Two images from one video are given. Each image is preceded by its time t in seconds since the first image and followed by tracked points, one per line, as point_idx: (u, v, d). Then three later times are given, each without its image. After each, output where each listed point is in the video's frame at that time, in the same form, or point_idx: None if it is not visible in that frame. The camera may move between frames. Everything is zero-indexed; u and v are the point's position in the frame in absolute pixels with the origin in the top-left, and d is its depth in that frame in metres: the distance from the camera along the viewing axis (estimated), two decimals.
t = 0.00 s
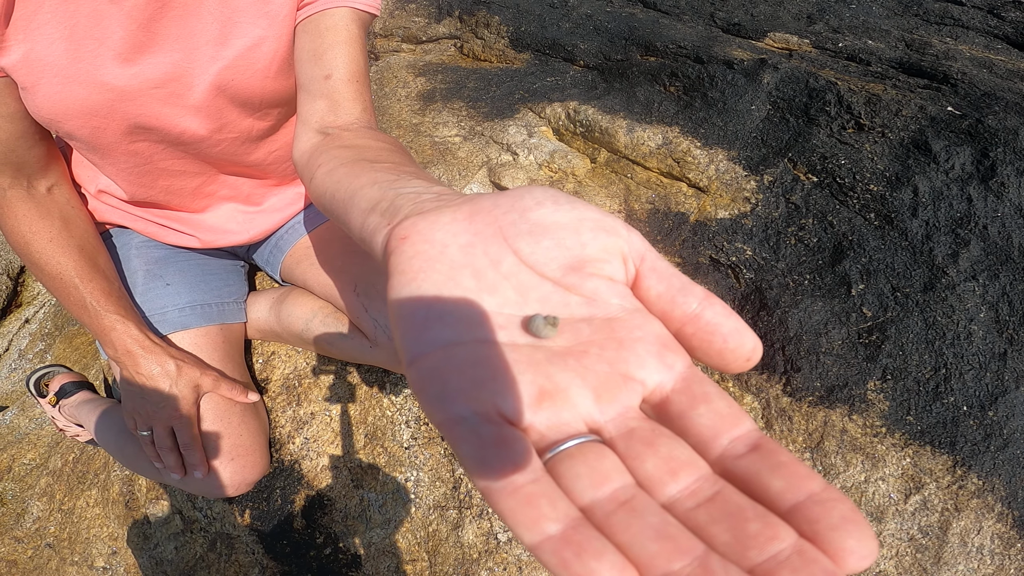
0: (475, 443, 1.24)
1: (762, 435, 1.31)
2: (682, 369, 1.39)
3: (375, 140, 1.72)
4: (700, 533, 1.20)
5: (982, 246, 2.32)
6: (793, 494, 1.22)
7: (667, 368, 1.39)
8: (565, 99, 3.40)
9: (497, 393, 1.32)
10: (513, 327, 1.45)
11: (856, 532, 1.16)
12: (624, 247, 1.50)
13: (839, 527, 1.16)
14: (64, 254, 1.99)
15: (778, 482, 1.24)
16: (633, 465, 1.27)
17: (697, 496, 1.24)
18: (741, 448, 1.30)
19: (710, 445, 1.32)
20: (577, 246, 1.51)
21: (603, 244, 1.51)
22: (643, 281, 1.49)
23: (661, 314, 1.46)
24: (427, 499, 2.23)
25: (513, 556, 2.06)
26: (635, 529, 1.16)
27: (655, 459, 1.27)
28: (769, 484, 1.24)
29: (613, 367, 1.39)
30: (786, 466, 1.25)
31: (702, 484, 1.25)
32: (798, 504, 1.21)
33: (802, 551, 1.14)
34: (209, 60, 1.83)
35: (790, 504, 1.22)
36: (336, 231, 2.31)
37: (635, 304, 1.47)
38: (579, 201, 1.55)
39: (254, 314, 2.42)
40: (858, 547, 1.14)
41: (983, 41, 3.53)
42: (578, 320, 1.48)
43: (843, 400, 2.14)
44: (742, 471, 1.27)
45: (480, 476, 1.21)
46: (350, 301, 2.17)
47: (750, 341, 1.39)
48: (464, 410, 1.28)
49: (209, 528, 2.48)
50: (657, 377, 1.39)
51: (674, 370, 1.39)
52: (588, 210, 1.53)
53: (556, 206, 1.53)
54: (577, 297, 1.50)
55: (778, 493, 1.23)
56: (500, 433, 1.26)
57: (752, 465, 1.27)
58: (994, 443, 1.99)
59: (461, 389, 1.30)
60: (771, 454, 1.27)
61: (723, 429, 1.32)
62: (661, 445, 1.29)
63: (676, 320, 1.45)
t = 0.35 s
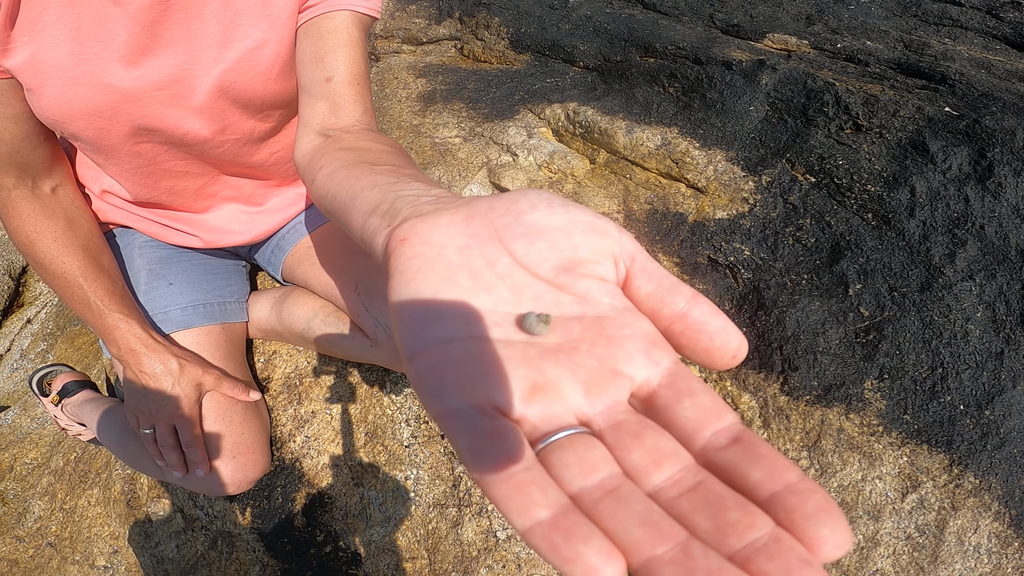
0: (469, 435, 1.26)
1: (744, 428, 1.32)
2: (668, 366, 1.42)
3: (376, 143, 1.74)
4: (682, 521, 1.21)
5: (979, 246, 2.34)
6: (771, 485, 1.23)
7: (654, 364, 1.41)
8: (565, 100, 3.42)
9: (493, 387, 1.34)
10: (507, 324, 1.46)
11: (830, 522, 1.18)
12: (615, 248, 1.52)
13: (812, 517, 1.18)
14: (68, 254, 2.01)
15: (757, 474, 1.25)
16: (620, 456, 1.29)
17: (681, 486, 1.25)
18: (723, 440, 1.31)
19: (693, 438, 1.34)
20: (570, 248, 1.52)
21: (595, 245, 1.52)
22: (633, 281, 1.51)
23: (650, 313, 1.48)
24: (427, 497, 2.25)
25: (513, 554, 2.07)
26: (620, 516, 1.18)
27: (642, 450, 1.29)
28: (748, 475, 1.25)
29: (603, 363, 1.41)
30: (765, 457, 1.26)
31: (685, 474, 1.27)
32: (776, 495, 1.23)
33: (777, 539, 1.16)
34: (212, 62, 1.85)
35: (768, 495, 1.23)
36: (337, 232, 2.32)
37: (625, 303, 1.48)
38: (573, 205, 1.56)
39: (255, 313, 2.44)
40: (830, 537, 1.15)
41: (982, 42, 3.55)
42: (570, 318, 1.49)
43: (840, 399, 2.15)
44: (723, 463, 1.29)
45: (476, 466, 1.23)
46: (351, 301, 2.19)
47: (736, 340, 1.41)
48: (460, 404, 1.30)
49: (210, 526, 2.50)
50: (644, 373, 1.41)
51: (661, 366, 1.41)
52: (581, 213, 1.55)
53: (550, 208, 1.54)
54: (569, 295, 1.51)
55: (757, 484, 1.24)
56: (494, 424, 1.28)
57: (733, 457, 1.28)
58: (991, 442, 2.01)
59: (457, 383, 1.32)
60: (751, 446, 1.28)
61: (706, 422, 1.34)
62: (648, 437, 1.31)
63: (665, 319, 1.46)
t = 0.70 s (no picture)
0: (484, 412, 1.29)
1: (741, 408, 1.36)
2: (669, 349, 1.44)
3: (384, 142, 1.76)
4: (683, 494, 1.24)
5: (976, 245, 2.37)
6: (768, 460, 1.27)
7: (655, 347, 1.44)
8: (566, 102, 3.45)
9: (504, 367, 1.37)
10: (516, 311, 1.49)
11: (822, 496, 1.22)
12: (616, 240, 1.55)
13: (806, 490, 1.21)
14: (80, 252, 2.04)
15: (753, 449, 1.28)
16: (625, 433, 1.32)
17: (682, 461, 1.28)
18: (721, 419, 1.35)
19: (693, 417, 1.37)
20: (575, 240, 1.55)
21: (598, 238, 1.55)
22: (635, 271, 1.54)
23: (650, 302, 1.51)
24: (431, 493, 2.29)
25: (516, 549, 2.15)
26: (625, 488, 1.20)
27: (645, 428, 1.32)
28: (745, 451, 1.29)
29: (607, 346, 1.44)
30: (761, 434, 1.29)
31: (686, 450, 1.29)
32: (771, 469, 1.26)
33: (774, 511, 1.19)
34: (223, 63, 1.88)
35: (764, 470, 1.26)
36: (343, 231, 2.35)
37: (627, 291, 1.51)
38: (577, 200, 1.58)
39: (261, 312, 2.46)
40: (823, 510, 1.19)
41: (980, 43, 3.58)
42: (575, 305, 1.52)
43: (838, 396, 2.18)
44: (721, 440, 1.32)
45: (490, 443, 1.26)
46: (357, 298, 2.22)
47: (732, 327, 1.44)
48: (473, 384, 1.33)
49: (216, 523, 2.52)
50: (646, 356, 1.44)
51: (662, 349, 1.44)
52: (585, 207, 1.57)
53: (555, 203, 1.57)
54: (574, 285, 1.54)
55: (753, 459, 1.27)
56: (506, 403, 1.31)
57: (730, 435, 1.31)
58: (989, 438, 2.03)
59: (470, 364, 1.35)
60: (747, 423, 1.32)
61: (704, 402, 1.37)
62: (650, 414, 1.34)
63: (665, 306, 1.49)
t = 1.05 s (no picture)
0: (492, 399, 1.32)
1: (736, 397, 1.37)
2: (667, 341, 1.45)
3: (391, 143, 1.79)
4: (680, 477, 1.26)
5: (974, 245, 2.39)
6: (760, 445, 1.29)
7: (655, 340, 1.45)
8: (568, 103, 3.48)
9: (507, 356, 1.39)
10: (523, 305, 1.51)
11: (811, 481, 1.24)
12: (618, 238, 1.57)
13: (797, 475, 1.24)
14: (90, 251, 2.06)
15: (746, 436, 1.30)
16: (625, 420, 1.33)
17: (679, 447, 1.30)
18: (716, 407, 1.36)
19: (689, 405, 1.38)
20: (578, 237, 1.58)
21: (601, 235, 1.57)
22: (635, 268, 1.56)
23: (649, 297, 1.53)
24: (434, 489, 2.33)
25: (518, 545, 2.19)
26: (626, 470, 1.22)
27: (644, 415, 1.33)
28: (738, 437, 1.31)
29: (608, 338, 1.45)
30: (754, 421, 1.31)
31: (683, 436, 1.31)
32: (764, 455, 1.28)
33: (766, 494, 1.21)
34: (232, 64, 1.90)
35: (757, 455, 1.28)
36: (349, 230, 2.37)
37: (628, 287, 1.53)
38: (581, 199, 1.61)
39: (267, 310, 2.48)
40: (813, 494, 1.22)
41: (979, 43, 3.61)
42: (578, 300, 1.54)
43: (837, 394, 2.20)
44: (715, 428, 1.33)
45: (498, 430, 1.29)
46: (362, 296, 2.25)
47: (728, 322, 1.46)
48: (481, 372, 1.35)
49: (220, 521, 2.52)
50: (645, 348, 1.45)
51: (661, 342, 1.45)
52: (589, 206, 1.60)
53: (560, 202, 1.59)
54: (578, 281, 1.56)
55: (746, 445, 1.30)
56: (513, 390, 1.34)
57: (725, 422, 1.33)
58: (987, 436, 2.04)
59: (476, 353, 1.37)
60: (741, 411, 1.33)
61: (701, 391, 1.38)
62: (650, 402, 1.35)
63: (663, 302, 1.51)
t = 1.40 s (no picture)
0: (483, 388, 1.34)
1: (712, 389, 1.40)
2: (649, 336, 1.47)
3: (393, 147, 1.81)
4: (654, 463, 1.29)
5: (969, 245, 2.42)
6: (732, 434, 1.31)
7: (636, 334, 1.47)
8: (568, 105, 3.51)
9: (496, 348, 1.41)
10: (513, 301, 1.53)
11: (778, 468, 1.27)
12: (604, 238, 1.58)
13: (764, 461, 1.27)
14: (96, 250, 2.09)
15: (718, 424, 1.33)
16: (605, 409, 1.37)
17: (655, 434, 1.33)
18: (693, 397, 1.39)
19: (666, 397, 1.41)
20: (566, 238, 1.59)
21: (589, 235, 1.58)
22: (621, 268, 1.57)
23: (633, 294, 1.54)
24: (434, 486, 2.37)
25: (517, 542, 2.22)
26: (604, 455, 1.26)
27: (623, 404, 1.37)
28: (711, 426, 1.33)
29: (593, 332, 1.48)
30: (727, 411, 1.34)
31: (660, 424, 1.34)
32: (735, 443, 1.31)
33: (735, 480, 1.24)
34: (238, 66, 1.93)
35: (728, 443, 1.31)
36: (351, 231, 2.40)
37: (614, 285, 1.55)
38: (570, 202, 1.63)
39: (270, 309, 2.51)
40: (779, 480, 1.24)
41: (977, 45, 3.64)
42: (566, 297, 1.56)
43: (833, 392, 2.22)
44: (691, 417, 1.36)
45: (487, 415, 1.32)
46: (364, 295, 2.27)
47: (708, 320, 1.46)
48: (473, 362, 1.38)
49: (222, 518, 2.56)
50: (627, 342, 1.48)
51: (641, 336, 1.47)
52: (578, 208, 1.61)
53: (550, 204, 1.61)
54: (565, 278, 1.57)
55: (718, 433, 1.32)
56: (502, 379, 1.37)
57: (699, 411, 1.36)
58: (981, 434, 2.06)
59: (470, 343, 1.40)
60: (715, 401, 1.36)
61: (678, 382, 1.41)
62: (629, 392, 1.39)
63: (646, 300, 1.52)
